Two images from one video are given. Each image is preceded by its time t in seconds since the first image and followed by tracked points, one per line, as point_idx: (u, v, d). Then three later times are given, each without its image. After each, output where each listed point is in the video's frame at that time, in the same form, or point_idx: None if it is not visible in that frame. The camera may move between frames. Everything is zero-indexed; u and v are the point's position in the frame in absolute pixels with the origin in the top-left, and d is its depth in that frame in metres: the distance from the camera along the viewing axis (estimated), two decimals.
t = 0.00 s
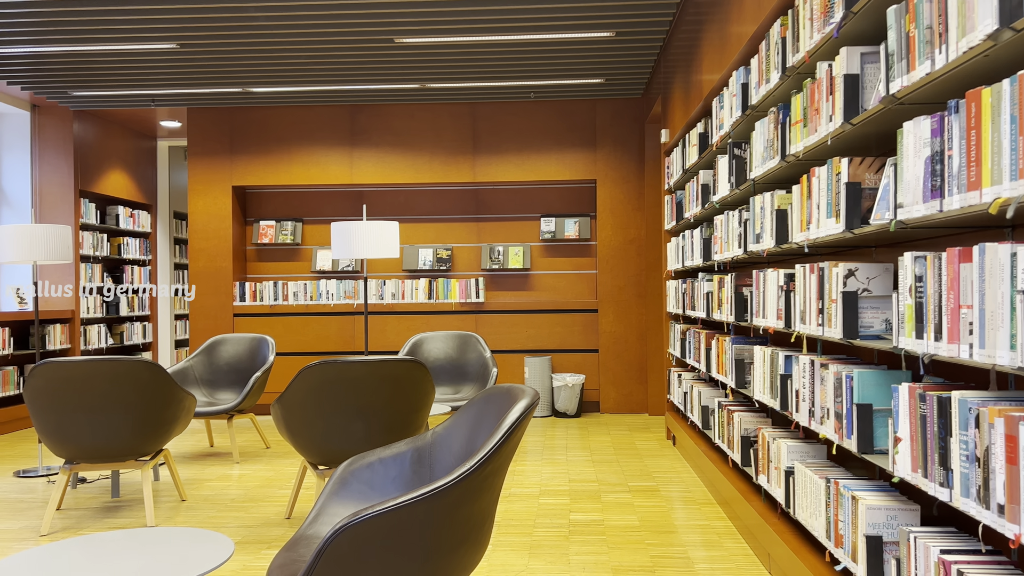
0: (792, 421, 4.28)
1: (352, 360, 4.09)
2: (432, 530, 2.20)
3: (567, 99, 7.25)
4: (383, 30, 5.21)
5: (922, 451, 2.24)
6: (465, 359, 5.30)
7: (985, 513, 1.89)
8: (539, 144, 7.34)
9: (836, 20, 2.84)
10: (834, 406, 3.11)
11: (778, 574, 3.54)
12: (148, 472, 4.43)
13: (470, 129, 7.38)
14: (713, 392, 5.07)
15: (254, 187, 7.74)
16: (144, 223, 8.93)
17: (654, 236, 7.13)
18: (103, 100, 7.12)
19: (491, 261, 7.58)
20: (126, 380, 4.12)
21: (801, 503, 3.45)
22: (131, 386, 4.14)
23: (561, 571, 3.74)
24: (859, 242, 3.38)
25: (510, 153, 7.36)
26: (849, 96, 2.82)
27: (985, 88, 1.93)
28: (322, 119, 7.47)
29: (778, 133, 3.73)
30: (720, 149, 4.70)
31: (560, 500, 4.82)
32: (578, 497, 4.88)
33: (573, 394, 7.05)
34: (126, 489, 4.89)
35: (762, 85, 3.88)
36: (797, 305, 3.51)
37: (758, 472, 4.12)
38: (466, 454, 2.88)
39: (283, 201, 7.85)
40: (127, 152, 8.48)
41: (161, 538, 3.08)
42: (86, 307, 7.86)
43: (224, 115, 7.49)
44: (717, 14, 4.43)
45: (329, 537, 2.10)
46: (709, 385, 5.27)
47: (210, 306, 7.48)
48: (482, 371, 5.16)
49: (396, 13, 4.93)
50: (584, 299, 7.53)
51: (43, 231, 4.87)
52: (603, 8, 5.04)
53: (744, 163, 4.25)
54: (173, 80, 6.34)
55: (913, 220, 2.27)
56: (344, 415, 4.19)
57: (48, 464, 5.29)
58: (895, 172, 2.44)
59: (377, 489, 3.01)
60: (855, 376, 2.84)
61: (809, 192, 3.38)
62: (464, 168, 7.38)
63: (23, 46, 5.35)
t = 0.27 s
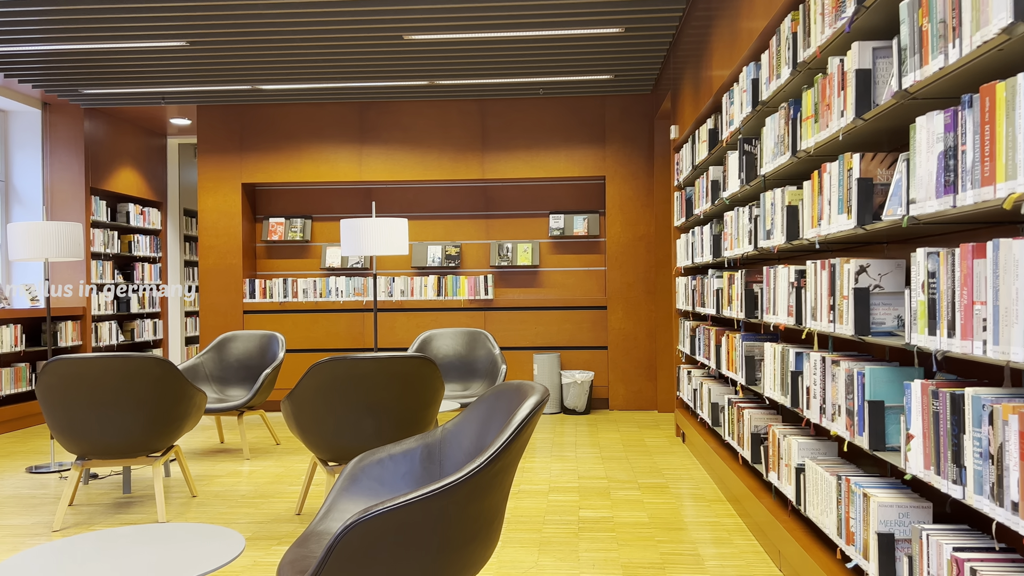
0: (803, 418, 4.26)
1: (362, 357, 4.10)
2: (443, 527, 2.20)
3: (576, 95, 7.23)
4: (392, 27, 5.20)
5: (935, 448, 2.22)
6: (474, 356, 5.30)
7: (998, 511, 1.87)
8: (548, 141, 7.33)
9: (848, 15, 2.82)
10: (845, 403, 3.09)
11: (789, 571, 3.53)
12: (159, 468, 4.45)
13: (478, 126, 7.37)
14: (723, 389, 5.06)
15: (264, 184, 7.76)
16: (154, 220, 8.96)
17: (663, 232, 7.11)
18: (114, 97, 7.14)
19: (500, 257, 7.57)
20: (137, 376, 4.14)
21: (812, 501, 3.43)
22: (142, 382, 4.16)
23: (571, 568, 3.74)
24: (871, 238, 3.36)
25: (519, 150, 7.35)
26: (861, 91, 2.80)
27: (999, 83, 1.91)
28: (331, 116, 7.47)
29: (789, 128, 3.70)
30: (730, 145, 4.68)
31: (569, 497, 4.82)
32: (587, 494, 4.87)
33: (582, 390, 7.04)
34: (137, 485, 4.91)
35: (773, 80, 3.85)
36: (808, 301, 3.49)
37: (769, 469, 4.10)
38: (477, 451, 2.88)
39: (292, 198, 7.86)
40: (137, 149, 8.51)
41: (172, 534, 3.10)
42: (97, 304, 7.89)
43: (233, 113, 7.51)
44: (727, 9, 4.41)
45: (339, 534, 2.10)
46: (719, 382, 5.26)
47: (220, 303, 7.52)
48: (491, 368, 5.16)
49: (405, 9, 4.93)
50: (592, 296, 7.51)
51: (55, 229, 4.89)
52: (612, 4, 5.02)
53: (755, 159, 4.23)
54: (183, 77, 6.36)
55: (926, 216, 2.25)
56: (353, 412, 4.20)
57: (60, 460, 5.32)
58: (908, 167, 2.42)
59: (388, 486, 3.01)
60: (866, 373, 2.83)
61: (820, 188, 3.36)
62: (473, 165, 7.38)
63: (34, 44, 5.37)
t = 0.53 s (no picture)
0: (814, 415, 4.25)
1: (371, 354, 4.10)
2: (453, 523, 2.20)
3: (585, 92, 7.22)
4: (401, 24, 5.20)
5: (948, 446, 2.21)
6: (483, 353, 5.30)
7: (1012, 509, 1.86)
8: (557, 138, 7.32)
9: (860, 10, 2.80)
10: (857, 400, 3.07)
11: (800, 569, 3.52)
12: (171, 465, 4.47)
13: (488, 123, 7.37)
14: (734, 386, 5.04)
15: (274, 182, 7.78)
16: (165, 218, 9.00)
17: (672, 229, 7.09)
18: (124, 96, 7.17)
19: (509, 255, 7.57)
20: (149, 373, 4.16)
21: (823, 498, 3.42)
22: (154, 379, 4.18)
23: (581, 565, 3.73)
24: (883, 235, 3.34)
25: (529, 147, 7.35)
26: (872, 87, 2.78)
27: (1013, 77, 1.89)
28: (340, 114, 7.49)
29: (799, 125, 3.69)
30: (740, 141, 4.66)
31: (579, 494, 4.81)
32: (597, 491, 4.87)
33: (592, 388, 7.03)
34: (149, 481, 4.94)
35: (783, 76, 3.83)
36: (819, 298, 3.48)
37: (779, 467, 4.08)
38: (487, 448, 2.88)
39: (302, 196, 7.88)
40: (148, 147, 8.54)
41: (184, 530, 3.11)
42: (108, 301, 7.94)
43: (243, 111, 7.53)
44: (737, 4, 4.39)
45: (350, 530, 2.11)
46: (729, 379, 5.24)
47: (231, 301, 7.55)
48: (501, 365, 5.16)
49: (414, 7, 4.93)
50: (602, 294, 7.50)
51: (67, 226, 4.91)
52: None
53: (765, 155, 4.21)
54: (193, 75, 6.38)
55: (938, 212, 2.23)
56: (363, 409, 4.21)
57: (73, 457, 5.36)
58: (920, 163, 2.41)
59: (398, 483, 3.02)
60: (878, 370, 2.80)
61: (831, 184, 3.35)
62: (482, 162, 7.38)
63: (46, 43, 5.40)
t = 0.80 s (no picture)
0: (826, 413, 4.23)
1: (383, 352, 4.11)
2: (464, 521, 2.21)
3: (596, 90, 7.21)
4: (412, 22, 5.21)
5: (962, 444, 2.19)
6: (494, 351, 5.31)
7: None
8: (567, 136, 7.31)
9: (873, 6, 2.78)
10: (870, 398, 3.05)
11: (812, 568, 3.50)
12: (184, 462, 4.50)
13: (498, 121, 7.37)
14: (745, 384, 5.03)
15: (285, 181, 7.80)
16: (177, 217, 9.05)
17: (683, 227, 7.07)
18: (137, 95, 7.21)
19: (519, 253, 7.57)
20: (162, 370, 4.19)
21: (835, 496, 3.40)
22: (167, 377, 4.21)
23: (592, 563, 3.74)
24: (896, 232, 3.32)
25: (539, 145, 7.34)
26: (886, 83, 2.76)
27: None
28: (351, 113, 7.50)
29: (812, 121, 3.67)
30: (752, 138, 4.64)
31: (590, 492, 4.81)
32: (608, 489, 4.86)
33: (602, 385, 7.02)
34: (162, 478, 4.97)
35: (795, 72, 3.81)
36: (831, 296, 3.46)
37: (791, 465, 4.07)
38: (498, 446, 2.88)
39: (313, 194, 7.90)
40: (160, 147, 8.59)
41: (197, 527, 3.13)
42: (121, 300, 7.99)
43: (255, 110, 7.55)
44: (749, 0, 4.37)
45: (362, 528, 2.11)
46: (740, 377, 5.23)
47: (243, 299, 7.58)
48: (511, 363, 5.16)
49: (424, 5, 4.94)
50: (613, 291, 7.49)
51: (80, 225, 4.95)
52: None
53: (777, 152, 4.20)
54: (205, 74, 6.41)
55: (953, 208, 2.22)
56: (374, 407, 4.22)
57: (87, 454, 5.40)
58: (934, 159, 2.39)
59: (409, 480, 3.03)
60: (891, 368, 2.78)
61: (844, 180, 3.33)
62: (493, 160, 7.38)
63: (60, 43, 5.44)
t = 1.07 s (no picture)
0: (839, 411, 4.21)
1: (394, 350, 4.12)
2: (477, 519, 2.21)
3: (607, 87, 7.20)
4: (423, 21, 5.21)
5: (977, 442, 2.18)
6: (505, 349, 5.31)
7: None
8: (578, 134, 7.31)
9: (887, 1, 2.76)
10: (884, 396, 3.04)
11: (825, 566, 3.49)
12: (197, 459, 4.52)
13: (508, 119, 7.37)
14: (757, 382, 5.01)
15: (297, 180, 7.83)
16: (189, 216, 9.09)
17: (695, 224, 7.05)
18: (150, 95, 7.25)
19: (530, 251, 7.57)
20: (175, 369, 4.21)
21: (848, 495, 3.39)
22: (180, 375, 4.23)
23: (604, 561, 3.73)
24: (909, 229, 3.31)
25: (550, 143, 7.34)
26: (900, 79, 2.74)
27: None
28: (362, 112, 7.52)
29: (825, 119, 3.65)
30: (764, 135, 4.63)
31: (601, 491, 4.81)
32: (619, 487, 4.86)
33: (614, 384, 7.02)
34: (176, 475, 5.00)
35: (808, 69, 3.80)
36: (845, 293, 3.44)
37: (804, 463, 4.05)
38: (510, 444, 2.88)
39: (325, 194, 7.93)
40: (173, 146, 8.64)
41: (211, 524, 3.15)
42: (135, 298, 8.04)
43: (266, 110, 7.58)
44: None
45: (374, 525, 2.12)
46: (752, 375, 5.21)
47: (255, 297, 7.61)
48: (522, 361, 5.16)
49: (435, 4, 4.94)
50: (624, 290, 7.48)
51: (95, 224, 4.98)
52: None
53: (789, 150, 4.18)
54: (217, 74, 6.44)
55: (968, 205, 2.20)
56: (386, 405, 4.23)
57: (101, 451, 5.44)
58: (948, 156, 2.37)
59: (422, 478, 3.03)
60: (906, 366, 2.77)
61: (857, 178, 3.31)
62: (503, 158, 7.38)
63: (74, 43, 5.47)
